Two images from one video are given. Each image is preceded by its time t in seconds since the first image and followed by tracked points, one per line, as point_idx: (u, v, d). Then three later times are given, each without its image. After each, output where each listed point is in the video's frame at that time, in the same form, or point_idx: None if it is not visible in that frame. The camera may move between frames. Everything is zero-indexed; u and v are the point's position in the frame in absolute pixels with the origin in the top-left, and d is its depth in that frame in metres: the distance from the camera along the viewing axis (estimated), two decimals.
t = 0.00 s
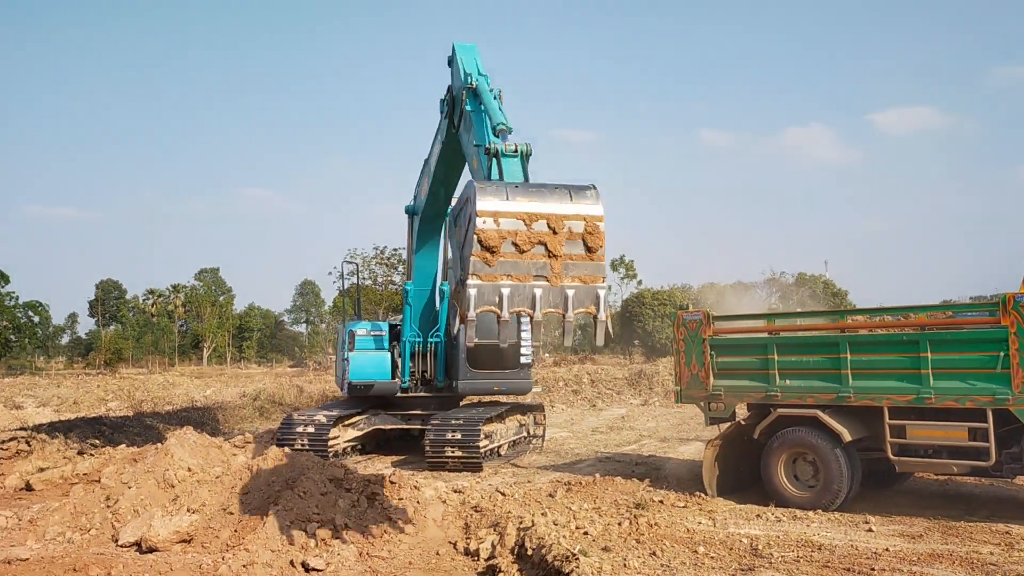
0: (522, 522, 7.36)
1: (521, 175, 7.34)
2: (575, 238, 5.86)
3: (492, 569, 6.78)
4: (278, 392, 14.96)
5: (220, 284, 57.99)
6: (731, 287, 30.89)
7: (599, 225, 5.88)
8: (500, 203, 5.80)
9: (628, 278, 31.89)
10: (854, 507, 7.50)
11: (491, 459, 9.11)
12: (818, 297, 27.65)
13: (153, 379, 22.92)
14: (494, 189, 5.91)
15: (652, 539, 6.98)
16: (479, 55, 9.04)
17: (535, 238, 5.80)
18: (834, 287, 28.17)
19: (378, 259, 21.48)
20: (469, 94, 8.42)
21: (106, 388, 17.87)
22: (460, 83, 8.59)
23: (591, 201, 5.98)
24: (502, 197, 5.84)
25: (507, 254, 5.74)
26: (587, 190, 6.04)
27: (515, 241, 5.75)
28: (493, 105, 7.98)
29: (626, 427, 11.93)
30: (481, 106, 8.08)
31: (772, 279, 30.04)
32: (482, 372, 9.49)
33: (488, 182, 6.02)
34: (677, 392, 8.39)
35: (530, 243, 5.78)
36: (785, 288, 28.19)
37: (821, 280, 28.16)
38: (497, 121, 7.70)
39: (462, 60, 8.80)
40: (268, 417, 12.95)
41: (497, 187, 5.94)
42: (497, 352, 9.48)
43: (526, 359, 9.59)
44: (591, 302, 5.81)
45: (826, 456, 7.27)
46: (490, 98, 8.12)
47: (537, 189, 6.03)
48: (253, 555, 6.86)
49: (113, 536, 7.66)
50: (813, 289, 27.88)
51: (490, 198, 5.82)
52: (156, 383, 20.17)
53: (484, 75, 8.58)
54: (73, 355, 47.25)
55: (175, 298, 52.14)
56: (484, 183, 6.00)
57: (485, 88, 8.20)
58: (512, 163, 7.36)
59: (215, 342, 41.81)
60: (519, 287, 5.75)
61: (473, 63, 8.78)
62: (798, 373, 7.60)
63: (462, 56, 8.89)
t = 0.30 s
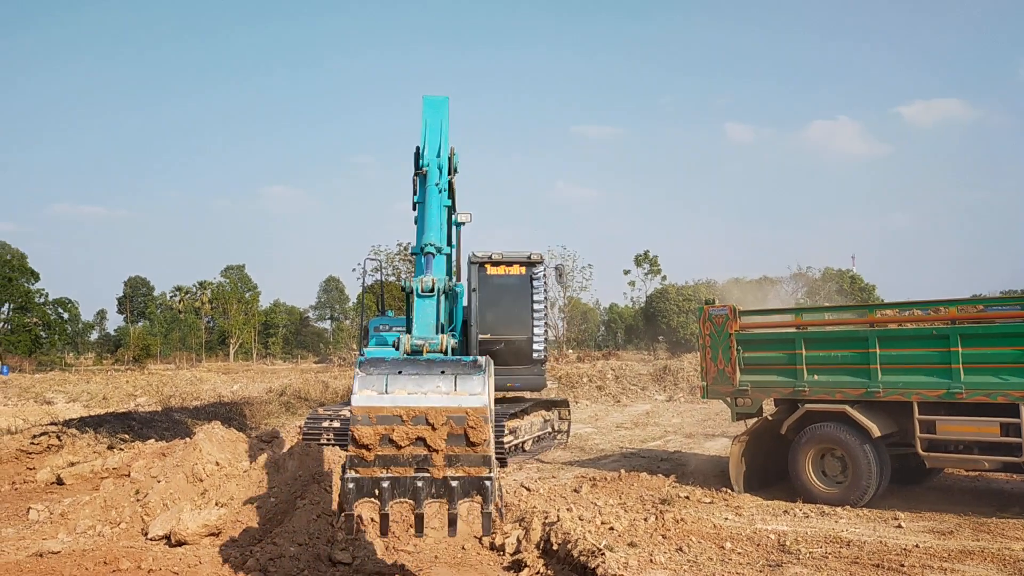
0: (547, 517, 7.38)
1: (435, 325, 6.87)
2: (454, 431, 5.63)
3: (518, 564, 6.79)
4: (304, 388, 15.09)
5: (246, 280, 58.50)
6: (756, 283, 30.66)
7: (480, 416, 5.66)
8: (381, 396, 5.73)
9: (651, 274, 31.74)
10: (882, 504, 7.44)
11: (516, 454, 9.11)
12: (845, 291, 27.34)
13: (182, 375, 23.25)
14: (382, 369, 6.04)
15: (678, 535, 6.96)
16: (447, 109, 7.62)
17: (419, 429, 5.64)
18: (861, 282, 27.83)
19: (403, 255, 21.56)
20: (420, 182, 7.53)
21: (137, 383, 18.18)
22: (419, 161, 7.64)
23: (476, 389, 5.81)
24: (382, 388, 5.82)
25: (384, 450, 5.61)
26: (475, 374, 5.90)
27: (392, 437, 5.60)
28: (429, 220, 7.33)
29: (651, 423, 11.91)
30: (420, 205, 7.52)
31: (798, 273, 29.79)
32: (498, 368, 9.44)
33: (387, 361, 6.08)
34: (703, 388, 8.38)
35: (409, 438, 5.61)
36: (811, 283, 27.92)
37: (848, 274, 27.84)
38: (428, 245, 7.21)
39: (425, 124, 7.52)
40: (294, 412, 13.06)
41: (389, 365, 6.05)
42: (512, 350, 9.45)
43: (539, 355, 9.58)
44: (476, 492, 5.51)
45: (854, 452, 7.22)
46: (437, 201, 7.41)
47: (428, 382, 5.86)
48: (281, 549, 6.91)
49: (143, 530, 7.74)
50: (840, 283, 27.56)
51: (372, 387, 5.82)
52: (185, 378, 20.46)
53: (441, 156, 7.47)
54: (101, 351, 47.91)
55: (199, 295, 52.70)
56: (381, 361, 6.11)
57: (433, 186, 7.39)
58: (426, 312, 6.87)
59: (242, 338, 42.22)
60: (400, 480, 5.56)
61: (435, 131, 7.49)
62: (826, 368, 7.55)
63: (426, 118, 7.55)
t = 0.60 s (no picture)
0: (568, 510, 7.35)
1: (396, 397, 5.47)
2: (398, 528, 4.91)
3: (539, 557, 6.77)
4: (326, 382, 15.20)
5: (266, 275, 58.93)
6: (777, 276, 30.43)
7: (425, 514, 4.89)
8: (321, 495, 4.90)
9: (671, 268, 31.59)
10: (906, 498, 7.39)
11: (538, 447, 9.22)
12: (868, 284, 27.05)
13: (205, 368, 23.49)
14: (328, 462, 5.04)
15: (700, 527, 6.95)
16: (431, 145, 7.14)
17: (362, 526, 4.92)
18: (885, 275, 27.52)
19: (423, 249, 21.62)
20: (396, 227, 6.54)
21: (162, 377, 18.41)
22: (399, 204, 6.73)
23: (420, 488, 4.91)
24: (325, 483, 4.94)
25: (330, 543, 4.99)
26: (419, 473, 4.97)
27: (336, 533, 4.93)
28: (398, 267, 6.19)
29: (672, 417, 11.89)
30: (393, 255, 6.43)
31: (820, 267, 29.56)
32: (513, 361, 9.42)
33: (334, 450, 5.07)
34: (724, 381, 8.31)
35: (353, 533, 4.93)
36: (833, 276, 27.66)
37: (871, 268, 27.56)
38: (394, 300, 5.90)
39: (409, 161, 7.02)
40: (316, 405, 13.16)
41: (335, 455, 5.05)
42: (526, 342, 9.44)
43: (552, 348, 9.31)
44: None
45: (880, 446, 7.17)
46: (410, 247, 6.34)
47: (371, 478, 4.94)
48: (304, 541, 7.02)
49: (168, 521, 7.84)
50: (863, 276, 27.28)
51: (314, 481, 4.93)
52: (209, 372, 20.69)
53: (418, 199, 6.62)
54: (124, 346, 48.47)
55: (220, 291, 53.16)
56: (327, 451, 5.08)
57: (407, 232, 6.38)
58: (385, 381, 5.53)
59: (264, 332, 42.54)
60: (349, 569, 5.01)
61: (417, 168, 6.93)
62: (850, 361, 7.51)
63: (410, 155, 7.07)
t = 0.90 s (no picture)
0: (584, 502, 7.34)
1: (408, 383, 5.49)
2: (412, 517, 4.95)
3: (555, 549, 6.77)
4: (342, 374, 15.28)
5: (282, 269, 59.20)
6: (793, 269, 30.31)
7: (438, 504, 4.91)
8: (336, 487, 4.94)
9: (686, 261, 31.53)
10: (924, 490, 7.35)
11: (553, 440, 9.21)
12: (886, 277, 26.88)
13: (222, 361, 23.68)
14: (343, 453, 5.07)
15: (716, 520, 6.94)
16: (444, 124, 7.11)
17: (376, 516, 4.96)
18: (902, 267, 27.34)
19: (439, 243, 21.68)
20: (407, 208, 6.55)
21: (181, 370, 18.58)
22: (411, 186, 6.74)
23: (432, 480, 4.92)
24: (340, 475, 4.97)
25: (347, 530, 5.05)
26: (431, 465, 4.97)
27: (352, 521, 4.98)
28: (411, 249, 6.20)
29: (688, 409, 11.89)
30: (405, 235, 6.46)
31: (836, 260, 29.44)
32: (528, 354, 9.43)
33: (348, 441, 5.11)
34: (741, 373, 8.32)
35: (369, 522, 4.98)
36: (850, 268, 27.52)
37: (889, 260, 27.40)
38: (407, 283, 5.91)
39: (421, 141, 7.01)
40: (333, 398, 13.24)
41: (350, 446, 5.08)
42: (542, 335, 9.44)
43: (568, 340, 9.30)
44: (439, 563, 5.09)
45: (898, 439, 7.14)
46: (422, 230, 6.35)
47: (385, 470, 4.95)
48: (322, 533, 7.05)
49: (186, 513, 7.90)
50: (881, 269, 27.12)
51: (328, 473, 4.95)
52: (226, 364, 20.84)
53: (430, 181, 6.61)
54: (141, 340, 48.89)
55: (236, 285, 53.50)
56: (341, 443, 5.11)
57: (419, 214, 6.39)
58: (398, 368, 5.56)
59: (280, 326, 42.77)
60: (366, 553, 5.09)
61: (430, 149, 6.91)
62: (868, 353, 7.48)
63: (422, 135, 7.04)
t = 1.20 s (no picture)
0: (596, 494, 7.30)
1: (431, 372, 5.72)
2: (439, 505, 5.26)
3: (567, 541, 6.77)
4: (354, 367, 15.34)
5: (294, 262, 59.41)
6: (805, 263, 30.19)
7: (464, 493, 5.21)
8: (366, 479, 5.20)
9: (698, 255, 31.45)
10: (937, 483, 7.34)
11: (564, 433, 9.26)
12: (899, 270, 26.72)
13: (235, 353, 23.81)
14: (371, 445, 5.33)
15: (728, 513, 6.93)
16: (458, 101, 7.05)
17: (406, 504, 5.26)
18: (916, 260, 27.18)
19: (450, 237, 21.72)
20: (424, 188, 6.59)
21: (194, 363, 18.70)
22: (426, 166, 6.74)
23: (458, 471, 5.19)
24: (370, 467, 5.23)
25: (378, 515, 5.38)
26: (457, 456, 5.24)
27: (383, 509, 5.29)
28: (430, 230, 6.27)
29: (700, 402, 11.88)
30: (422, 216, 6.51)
31: (850, 252, 29.31)
32: (540, 347, 9.44)
33: (377, 434, 5.37)
34: (754, 366, 8.32)
35: (398, 510, 5.29)
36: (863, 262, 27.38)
37: (903, 253, 27.24)
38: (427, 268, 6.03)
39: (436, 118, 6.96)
40: (345, 391, 13.30)
41: (379, 439, 5.34)
42: (553, 328, 9.43)
43: (580, 334, 9.32)
44: (465, 543, 5.49)
45: (910, 431, 7.12)
46: (439, 210, 6.39)
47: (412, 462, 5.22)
48: (334, 524, 7.09)
49: (200, 505, 7.95)
50: (894, 262, 26.97)
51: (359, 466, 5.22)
52: (239, 356, 20.95)
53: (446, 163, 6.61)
54: (155, 333, 49.20)
55: (248, 279, 53.73)
56: (370, 436, 5.37)
57: (437, 194, 6.45)
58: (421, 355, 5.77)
59: (292, 318, 42.93)
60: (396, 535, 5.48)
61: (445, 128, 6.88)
62: (881, 346, 7.46)
63: (437, 111, 7.00)
